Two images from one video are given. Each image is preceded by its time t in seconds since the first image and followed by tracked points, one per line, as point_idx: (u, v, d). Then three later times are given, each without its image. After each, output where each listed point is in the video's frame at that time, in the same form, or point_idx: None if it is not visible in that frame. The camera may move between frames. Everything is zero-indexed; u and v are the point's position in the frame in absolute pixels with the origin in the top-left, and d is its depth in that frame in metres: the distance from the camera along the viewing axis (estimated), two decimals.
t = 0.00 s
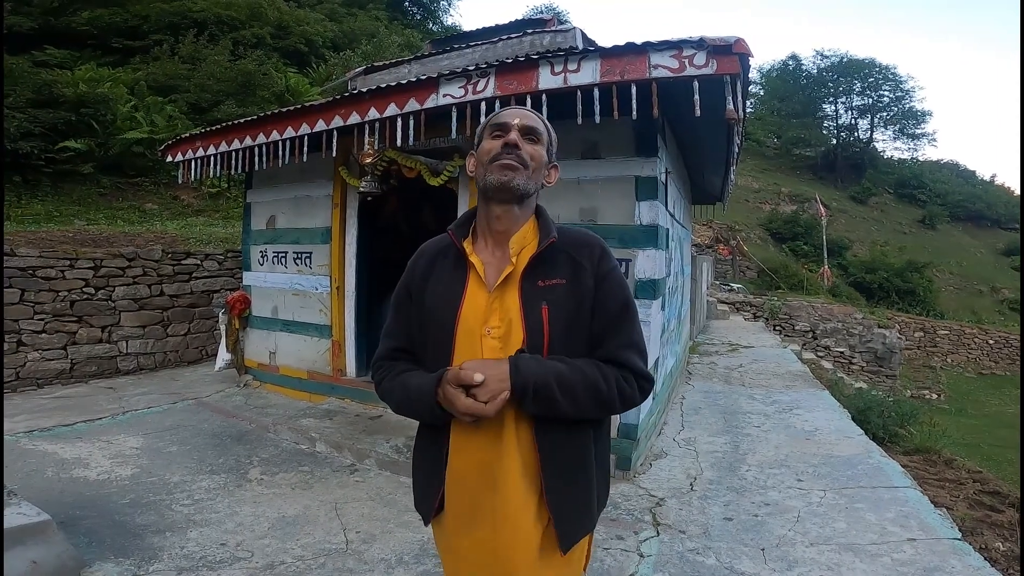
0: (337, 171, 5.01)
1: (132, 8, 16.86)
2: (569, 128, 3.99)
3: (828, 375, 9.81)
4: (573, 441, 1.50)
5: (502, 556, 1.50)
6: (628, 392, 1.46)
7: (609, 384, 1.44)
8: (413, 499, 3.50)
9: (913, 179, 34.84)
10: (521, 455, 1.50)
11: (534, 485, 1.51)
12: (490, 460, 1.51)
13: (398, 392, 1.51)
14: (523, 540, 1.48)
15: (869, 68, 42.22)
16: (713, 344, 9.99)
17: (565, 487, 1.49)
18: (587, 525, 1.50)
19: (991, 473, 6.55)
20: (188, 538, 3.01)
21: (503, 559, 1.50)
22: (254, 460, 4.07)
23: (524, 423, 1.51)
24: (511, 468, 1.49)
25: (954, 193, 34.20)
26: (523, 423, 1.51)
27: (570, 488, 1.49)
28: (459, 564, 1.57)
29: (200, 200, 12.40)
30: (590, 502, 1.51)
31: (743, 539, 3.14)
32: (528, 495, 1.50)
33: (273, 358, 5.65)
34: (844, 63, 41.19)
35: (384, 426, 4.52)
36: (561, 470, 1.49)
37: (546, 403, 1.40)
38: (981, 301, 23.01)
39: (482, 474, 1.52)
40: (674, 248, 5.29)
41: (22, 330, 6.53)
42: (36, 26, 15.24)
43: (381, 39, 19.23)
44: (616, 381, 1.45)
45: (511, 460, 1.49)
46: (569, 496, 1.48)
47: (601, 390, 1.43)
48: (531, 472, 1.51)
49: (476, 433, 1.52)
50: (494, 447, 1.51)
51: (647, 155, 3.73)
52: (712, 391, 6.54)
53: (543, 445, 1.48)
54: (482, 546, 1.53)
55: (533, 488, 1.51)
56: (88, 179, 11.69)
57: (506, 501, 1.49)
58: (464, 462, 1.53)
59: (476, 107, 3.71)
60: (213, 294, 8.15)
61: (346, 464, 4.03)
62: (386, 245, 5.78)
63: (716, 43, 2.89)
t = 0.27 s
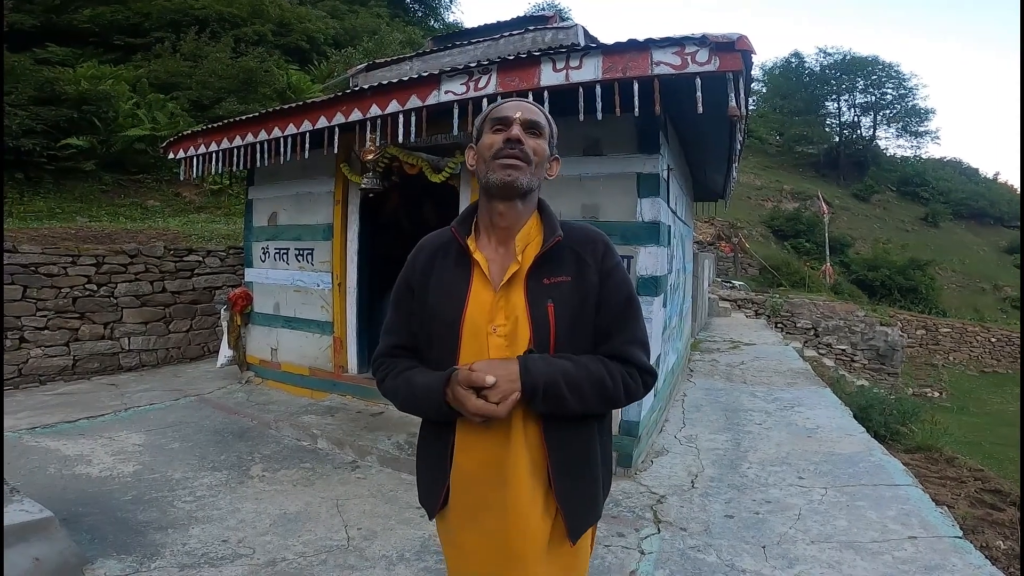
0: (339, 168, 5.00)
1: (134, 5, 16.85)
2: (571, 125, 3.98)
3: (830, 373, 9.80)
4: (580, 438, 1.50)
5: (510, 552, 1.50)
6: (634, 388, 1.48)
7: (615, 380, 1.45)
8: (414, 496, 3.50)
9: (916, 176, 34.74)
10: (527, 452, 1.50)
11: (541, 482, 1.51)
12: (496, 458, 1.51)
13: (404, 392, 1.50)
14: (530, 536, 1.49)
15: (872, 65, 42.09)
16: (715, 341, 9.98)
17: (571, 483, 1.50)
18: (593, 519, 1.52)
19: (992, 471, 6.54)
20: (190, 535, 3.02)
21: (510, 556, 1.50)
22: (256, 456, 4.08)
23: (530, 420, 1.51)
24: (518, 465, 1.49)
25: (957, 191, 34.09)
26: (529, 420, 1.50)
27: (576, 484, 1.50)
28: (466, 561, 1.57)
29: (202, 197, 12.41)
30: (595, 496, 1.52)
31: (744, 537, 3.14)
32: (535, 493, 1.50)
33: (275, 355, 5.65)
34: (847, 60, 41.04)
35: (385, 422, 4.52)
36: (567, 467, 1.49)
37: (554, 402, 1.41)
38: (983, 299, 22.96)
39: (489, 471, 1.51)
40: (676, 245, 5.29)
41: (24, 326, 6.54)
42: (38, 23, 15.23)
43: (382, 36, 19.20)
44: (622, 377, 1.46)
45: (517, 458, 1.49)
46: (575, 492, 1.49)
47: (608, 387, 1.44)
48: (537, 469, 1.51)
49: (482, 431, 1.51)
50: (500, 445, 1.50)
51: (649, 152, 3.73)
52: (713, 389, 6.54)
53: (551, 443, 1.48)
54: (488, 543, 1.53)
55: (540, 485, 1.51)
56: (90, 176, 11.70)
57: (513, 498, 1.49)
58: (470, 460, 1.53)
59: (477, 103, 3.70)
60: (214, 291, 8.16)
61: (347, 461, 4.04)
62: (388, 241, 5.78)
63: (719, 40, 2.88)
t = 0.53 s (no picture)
0: (339, 171, 5.01)
1: (135, 8, 16.90)
2: (571, 128, 3.99)
3: (830, 375, 9.79)
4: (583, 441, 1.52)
5: (513, 554, 1.50)
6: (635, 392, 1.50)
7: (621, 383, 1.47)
8: (414, 499, 3.50)
9: (916, 179, 34.76)
10: (531, 452, 1.50)
11: (545, 485, 1.52)
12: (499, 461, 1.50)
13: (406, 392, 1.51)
14: (534, 539, 1.49)
15: (871, 68, 42.16)
16: (715, 344, 9.98)
17: (575, 485, 1.50)
18: (594, 519, 1.53)
19: (993, 474, 6.52)
20: (190, 538, 3.02)
21: (514, 559, 1.50)
22: (256, 459, 4.08)
23: (536, 422, 1.51)
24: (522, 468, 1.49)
25: (957, 193, 34.11)
26: (535, 422, 1.51)
27: (579, 486, 1.50)
28: (467, 562, 1.57)
29: (202, 200, 12.43)
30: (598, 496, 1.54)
31: (745, 539, 3.14)
32: (539, 495, 1.51)
33: (275, 358, 5.65)
34: (847, 63, 41.11)
35: (385, 426, 4.52)
36: (571, 469, 1.50)
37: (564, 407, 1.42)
38: (984, 302, 22.95)
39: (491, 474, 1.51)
40: (676, 248, 5.29)
41: (25, 329, 6.55)
42: (39, 26, 15.25)
43: (383, 39, 19.25)
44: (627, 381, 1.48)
45: (523, 459, 1.49)
46: (578, 494, 1.50)
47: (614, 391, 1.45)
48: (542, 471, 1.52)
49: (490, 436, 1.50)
50: (503, 450, 1.50)
51: (649, 155, 3.73)
52: (714, 392, 6.54)
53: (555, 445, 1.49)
54: (491, 544, 1.53)
55: (543, 487, 1.51)
56: (91, 179, 11.72)
57: (518, 501, 1.49)
58: (475, 462, 1.52)
59: (478, 107, 3.71)
60: (215, 293, 8.16)
61: (348, 464, 4.04)
62: (389, 245, 5.79)
63: (718, 44, 2.89)
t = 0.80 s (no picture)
0: (338, 173, 5.01)
1: (134, 9, 16.89)
2: (570, 130, 3.99)
3: (829, 377, 9.80)
4: (583, 439, 1.54)
5: (513, 554, 1.50)
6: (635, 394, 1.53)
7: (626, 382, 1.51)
8: (413, 500, 3.50)
9: (914, 181, 34.82)
10: (533, 451, 1.51)
11: (546, 485, 1.53)
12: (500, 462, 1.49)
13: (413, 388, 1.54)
14: (535, 538, 1.49)
15: (869, 70, 42.25)
16: (714, 346, 9.98)
17: (576, 484, 1.52)
18: (594, 518, 1.54)
19: (991, 475, 6.53)
20: (189, 539, 3.02)
21: (514, 558, 1.50)
22: (255, 461, 4.08)
23: (538, 421, 1.52)
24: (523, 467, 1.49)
25: (955, 196, 34.19)
26: (537, 421, 1.51)
27: (580, 486, 1.52)
28: (467, 563, 1.56)
29: (201, 201, 12.42)
30: (599, 493, 1.56)
31: (743, 540, 3.15)
32: (541, 495, 1.51)
33: (274, 359, 5.65)
34: (845, 65, 41.17)
35: (384, 427, 4.52)
36: (572, 468, 1.52)
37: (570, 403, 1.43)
38: (982, 304, 22.99)
39: (491, 474, 1.50)
40: (675, 249, 5.30)
41: (23, 331, 6.54)
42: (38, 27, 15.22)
43: (382, 40, 19.25)
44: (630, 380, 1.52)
45: (524, 458, 1.49)
46: (579, 493, 1.52)
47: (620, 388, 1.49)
48: (545, 469, 1.52)
49: (492, 436, 1.50)
50: (504, 450, 1.49)
51: (648, 157, 3.75)
52: (712, 393, 6.54)
53: (557, 443, 1.51)
54: (491, 545, 1.52)
55: (544, 485, 1.52)
56: (90, 180, 11.72)
57: (519, 500, 1.49)
58: (475, 462, 1.51)
59: (477, 109, 3.72)
60: (214, 295, 8.16)
61: (346, 465, 4.04)
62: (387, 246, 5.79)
63: (717, 46, 2.90)
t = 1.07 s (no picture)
0: (340, 173, 5.02)
1: (137, 9, 16.93)
2: (572, 130, 3.99)
3: (832, 377, 9.79)
4: (583, 442, 1.54)
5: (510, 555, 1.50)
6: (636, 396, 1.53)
7: (628, 386, 1.50)
8: (415, 500, 3.51)
9: (917, 181, 34.74)
10: (532, 452, 1.51)
11: (545, 487, 1.52)
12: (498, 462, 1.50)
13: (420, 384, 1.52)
14: (532, 540, 1.49)
15: (872, 69, 42.16)
16: (716, 346, 9.98)
17: (575, 486, 1.51)
18: (594, 521, 1.53)
19: (993, 475, 6.52)
20: (191, 539, 3.03)
21: (511, 559, 1.50)
22: (257, 461, 4.09)
23: (537, 423, 1.52)
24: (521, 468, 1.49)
25: (958, 196, 34.11)
26: (537, 422, 1.52)
27: (578, 488, 1.52)
28: (467, 562, 1.56)
29: (204, 202, 12.45)
30: (600, 496, 1.55)
31: (745, 541, 3.14)
32: (540, 495, 1.51)
33: (276, 359, 5.66)
34: (848, 65, 41.10)
35: (386, 427, 4.53)
36: (571, 470, 1.51)
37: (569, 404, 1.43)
38: (985, 304, 22.94)
39: (488, 474, 1.50)
40: (677, 250, 5.29)
41: (26, 331, 6.56)
42: (41, 27, 15.26)
43: (384, 41, 19.27)
44: (631, 383, 1.51)
45: (523, 460, 1.49)
46: (577, 495, 1.51)
47: (620, 392, 1.48)
48: (543, 471, 1.52)
49: (490, 437, 1.51)
50: (502, 450, 1.49)
51: (650, 157, 3.74)
52: (714, 394, 6.54)
53: (557, 446, 1.51)
54: (489, 545, 1.52)
55: (544, 489, 1.52)
56: (93, 180, 11.75)
57: (516, 501, 1.48)
58: (474, 462, 1.52)
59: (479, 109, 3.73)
60: (216, 295, 8.17)
61: (349, 465, 4.04)
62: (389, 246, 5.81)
63: (719, 46, 2.90)
